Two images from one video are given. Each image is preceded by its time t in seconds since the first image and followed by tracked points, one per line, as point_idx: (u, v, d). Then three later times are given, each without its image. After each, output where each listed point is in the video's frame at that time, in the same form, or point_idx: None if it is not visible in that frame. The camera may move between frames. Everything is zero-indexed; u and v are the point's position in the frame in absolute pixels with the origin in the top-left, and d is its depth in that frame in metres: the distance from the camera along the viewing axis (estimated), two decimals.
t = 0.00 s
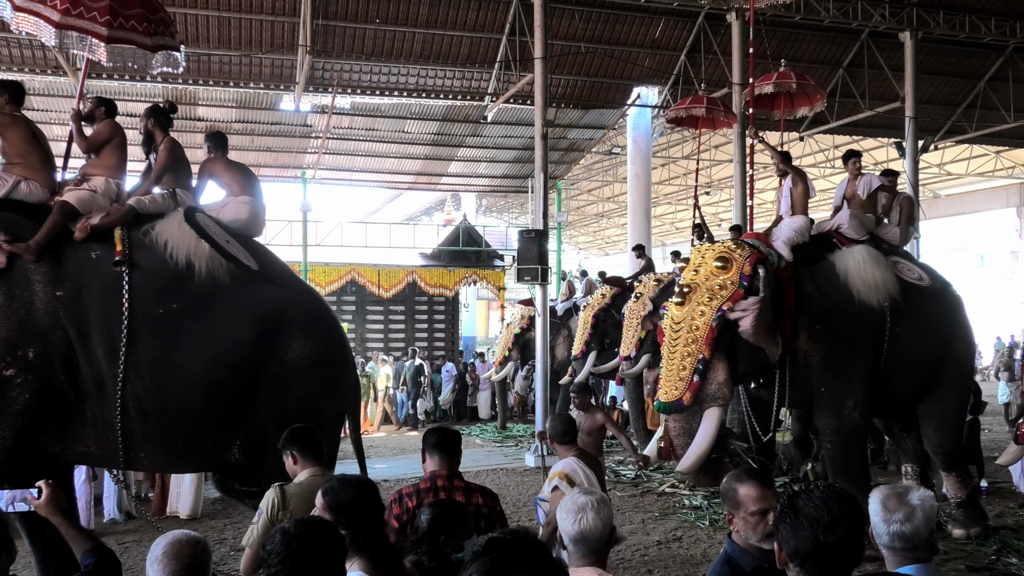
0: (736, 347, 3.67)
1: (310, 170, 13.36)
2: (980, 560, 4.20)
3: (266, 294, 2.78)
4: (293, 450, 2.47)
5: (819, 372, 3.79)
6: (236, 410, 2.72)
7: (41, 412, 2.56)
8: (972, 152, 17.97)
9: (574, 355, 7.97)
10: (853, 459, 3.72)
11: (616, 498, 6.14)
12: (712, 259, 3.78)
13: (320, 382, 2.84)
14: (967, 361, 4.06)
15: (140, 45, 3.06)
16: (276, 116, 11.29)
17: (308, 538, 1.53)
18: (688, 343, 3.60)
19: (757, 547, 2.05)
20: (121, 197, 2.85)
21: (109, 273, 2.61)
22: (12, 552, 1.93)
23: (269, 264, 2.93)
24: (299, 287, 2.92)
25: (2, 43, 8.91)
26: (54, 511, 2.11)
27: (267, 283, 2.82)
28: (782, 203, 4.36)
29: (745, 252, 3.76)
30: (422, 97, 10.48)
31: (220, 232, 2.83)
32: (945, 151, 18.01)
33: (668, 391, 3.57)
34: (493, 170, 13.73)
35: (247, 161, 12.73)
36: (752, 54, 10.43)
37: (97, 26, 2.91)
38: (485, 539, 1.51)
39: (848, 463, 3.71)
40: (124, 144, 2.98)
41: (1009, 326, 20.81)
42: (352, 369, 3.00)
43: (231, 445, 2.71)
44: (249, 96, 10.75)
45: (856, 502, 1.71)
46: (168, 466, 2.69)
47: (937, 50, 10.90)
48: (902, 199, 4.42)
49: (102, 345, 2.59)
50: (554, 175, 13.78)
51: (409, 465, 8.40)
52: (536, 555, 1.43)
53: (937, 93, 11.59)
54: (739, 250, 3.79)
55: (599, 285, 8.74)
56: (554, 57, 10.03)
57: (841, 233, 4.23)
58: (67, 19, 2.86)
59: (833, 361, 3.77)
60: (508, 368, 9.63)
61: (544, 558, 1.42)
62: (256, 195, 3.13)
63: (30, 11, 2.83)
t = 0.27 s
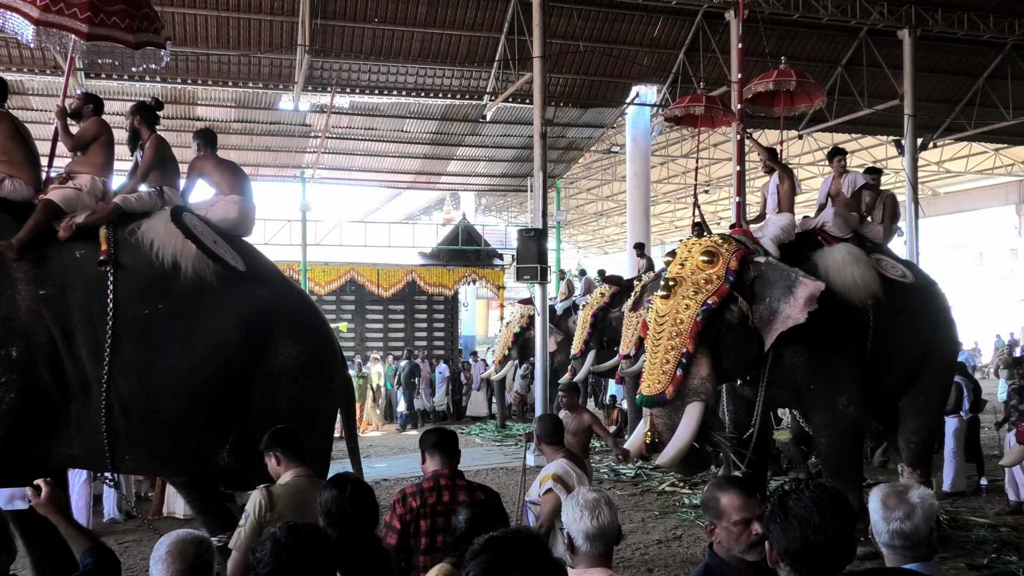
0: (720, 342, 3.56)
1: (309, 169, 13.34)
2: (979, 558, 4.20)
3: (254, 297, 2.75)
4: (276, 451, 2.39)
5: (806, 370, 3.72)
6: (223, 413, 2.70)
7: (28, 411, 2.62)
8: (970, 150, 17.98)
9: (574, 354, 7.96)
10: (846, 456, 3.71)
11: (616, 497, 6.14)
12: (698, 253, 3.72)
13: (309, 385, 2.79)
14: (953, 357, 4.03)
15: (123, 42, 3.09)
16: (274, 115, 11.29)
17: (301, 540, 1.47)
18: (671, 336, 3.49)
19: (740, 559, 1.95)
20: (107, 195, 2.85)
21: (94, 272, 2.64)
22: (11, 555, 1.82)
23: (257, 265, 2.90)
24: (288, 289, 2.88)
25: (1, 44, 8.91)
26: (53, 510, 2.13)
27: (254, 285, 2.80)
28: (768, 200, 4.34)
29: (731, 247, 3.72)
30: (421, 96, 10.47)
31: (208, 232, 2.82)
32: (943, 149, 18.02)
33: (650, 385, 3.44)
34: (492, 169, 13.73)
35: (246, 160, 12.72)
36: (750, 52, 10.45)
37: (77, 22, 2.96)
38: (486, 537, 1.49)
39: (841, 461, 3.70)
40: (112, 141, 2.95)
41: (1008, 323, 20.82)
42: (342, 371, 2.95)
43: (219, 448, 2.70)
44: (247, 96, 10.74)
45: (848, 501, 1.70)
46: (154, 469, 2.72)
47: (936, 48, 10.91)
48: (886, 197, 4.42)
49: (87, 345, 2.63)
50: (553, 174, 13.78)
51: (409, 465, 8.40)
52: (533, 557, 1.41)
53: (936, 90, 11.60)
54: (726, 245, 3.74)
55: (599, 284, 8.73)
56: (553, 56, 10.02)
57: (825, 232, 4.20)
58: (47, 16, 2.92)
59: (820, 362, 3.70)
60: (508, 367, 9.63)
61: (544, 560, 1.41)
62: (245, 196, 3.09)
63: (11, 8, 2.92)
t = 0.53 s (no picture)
0: (705, 338, 3.61)
1: (309, 168, 13.33)
2: (980, 557, 4.20)
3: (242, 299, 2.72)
4: (232, 458, 2.34)
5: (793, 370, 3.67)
6: (213, 415, 2.69)
7: (16, 411, 2.64)
8: (970, 149, 17.98)
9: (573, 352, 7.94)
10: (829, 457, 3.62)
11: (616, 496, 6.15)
12: (686, 248, 3.69)
13: (301, 388, 2.74)
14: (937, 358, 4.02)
15: (111, 37, 3.12)
16: (274, 115, 11.29)
17: (293, 542, 1.48)
18: (655, 331, 3.54)
19: (732, 566, 1.94)
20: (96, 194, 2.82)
21: (79, 273, 2.63)
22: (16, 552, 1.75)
23: (247, 266, 2.87)
24: (277, 291, 2.84)
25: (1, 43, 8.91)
26: (55, 507, 2.13)
27: (242, 287, 2.76)
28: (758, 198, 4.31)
29: (720, 244, 3.69)
30: (421, 95, 10.47)
31: (197, 233, 2.79)
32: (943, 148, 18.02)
33: (632, 377, 3.51)
34: (492, 168, 13.73)
35: (245, 159, 12.71)
36: (750, 51, 10.45)
37: (64, 16, 2.99)
38: (477, 539, 1.50)
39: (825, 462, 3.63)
40: (100, 139, 2.93)
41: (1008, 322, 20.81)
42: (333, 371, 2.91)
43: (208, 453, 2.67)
44: (247, 95, 10.74)
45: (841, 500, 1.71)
46: (141, 472, 2.72)
47: (936, 47, 10.90)
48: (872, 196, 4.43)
49: (73, 345, 2.63)
50: (552, 173, 13.78)
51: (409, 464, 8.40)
52: (526, 554, 1.42)
53: (936, 89, 11.60)
54: (714, 241, 3.71)
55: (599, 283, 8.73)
56: (553, 55, 10.01)
57: (815, 231, 4.17)
58: (33, 8, 2.94)
59: (808, 361, 3.67)
60: (507, 366, 9.63)
61: (538, 558, 1.42)
62: (237, 195, 3.06)
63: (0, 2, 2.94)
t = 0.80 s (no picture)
0: (691, 337, 3.56)
1: (309, 168, 13.33)
2: (980, 557, 4.21)
3: (231, 302, 2.70)
4: (179, 459, 2.31)
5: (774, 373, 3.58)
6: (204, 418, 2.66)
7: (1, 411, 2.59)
8: (971, 149, 17.98)
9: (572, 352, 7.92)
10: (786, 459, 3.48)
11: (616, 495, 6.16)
12: (674, 246, 3.64)
13: (291, 388, 2.74)
14: (928, 357, 4.03)
15: (100, 35, 3.10)
16: (275, 114, 11.30)
17: (296, 547, 1.47)
18: (641, 329, 3.49)
19: None
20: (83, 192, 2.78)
21: (66, 273, 2.58)
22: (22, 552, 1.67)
23: (234, 267, 2.85)
24: (265, 292, 2.83)
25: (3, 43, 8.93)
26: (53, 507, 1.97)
27: (232, 289, 2.74)
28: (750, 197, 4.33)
29: (708, 241, 3.64)
30: (421, 95, 10.47)
31: (186, 234, 2.77)
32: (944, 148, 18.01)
33: (618, 375, 3.47)
34: (492, 168, 13.73)
35: (246, 159, 12.72)
36: (750, 51, 10.46)
37: (54, 15, 2.95)
38: (473, 537, 1.50)
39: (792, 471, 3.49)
40: (88, 137, 2.88)
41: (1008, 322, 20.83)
42: (320, 369, 2.92)
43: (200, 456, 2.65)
44: (248, 95, 10.74)
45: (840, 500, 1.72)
46: (127, 474, 2.69)
47: (936, 47, 10.90)
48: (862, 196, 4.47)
49: (59, 345, 2.59)
50: (553, 172, 13.79)
51: (409, 463, 8.42)
52: (521, 553, 1.43)
53: (936, 89, 11.60)
54: (702, 238, 3.67)
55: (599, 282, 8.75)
56: (553, 54, 10.01)
57: (806, 230, 4.14)
58: (22, 7, 2.92)
59: (792, 361, 3.57)
60: (507, 366, 9.64)
61: (532, 559, 1.43)
62: (226, 195, 3.06)
63: None
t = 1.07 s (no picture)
0: (678, 337, 3.50)
1: (310, 168, 13.31)
2: (981, 558, 4.21)
3: (217, 304, 2.66)
4: (146, 458, 2.26)
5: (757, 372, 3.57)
6: (194, 421, 2.60)
7: None
8: (972, 149, 17.97)
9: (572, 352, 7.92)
10: (740, 467, 3.42)
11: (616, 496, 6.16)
12: (661, 246, 3.62)
13: (280, 390, 2.68)
14: (922, 358, 4.02)
15: (82, 32, 2.97)
16: (276, 114, 11.30)
17: (300, 550, 1.46)
18: (628, 331, 3.44)
19: None
20: (71, 191, 2.75)
21: (52, 273, 2.53)
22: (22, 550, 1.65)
23: (222, 268, 2.81)
24: (252, 293, 2.78)
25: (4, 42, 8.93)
26: (50, 505, 1.95)
27: (219, 292, 2.70)
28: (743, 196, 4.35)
29: (695, 241, 3.64)
30: (422, 95, 10.47)
31: (173, 235, 2.75)
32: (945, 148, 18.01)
33: (605, 377, 3.40)
34: (493, 168, 13.73)
35: (247, 158, 12.72)
36: (751, 51, 10.47)
37: (34, 11, 2.84)
38: (470, 536, 1.51)
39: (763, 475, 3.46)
40: (71, 134, 2.86)
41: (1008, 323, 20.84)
42: (311, 370, 2.85)
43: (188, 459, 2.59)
44: (248, 94, 10.74)
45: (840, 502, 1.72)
46: (115, 474, 2.65)
47: (937, 48, 10.90)
48: (854, 197, 4.48)
49: (46, 345, 2.53)
50: (553, 172, 13.80)
51: (409, 464, 8.41)
52: (515, 549, 1.43)
53: (937, 89, 11.61)
54: (690, 238, 3.66)
55: (600, 283, 8.75)
56: (554, 54, 10.01)
57: (799, 229, 4.18)
58: None
59: (769, 361, 3.57)
60: (508, 366, 9.64)
61: (526, 555, 1.43)
62: (214, 195, 3.05)
63: None
